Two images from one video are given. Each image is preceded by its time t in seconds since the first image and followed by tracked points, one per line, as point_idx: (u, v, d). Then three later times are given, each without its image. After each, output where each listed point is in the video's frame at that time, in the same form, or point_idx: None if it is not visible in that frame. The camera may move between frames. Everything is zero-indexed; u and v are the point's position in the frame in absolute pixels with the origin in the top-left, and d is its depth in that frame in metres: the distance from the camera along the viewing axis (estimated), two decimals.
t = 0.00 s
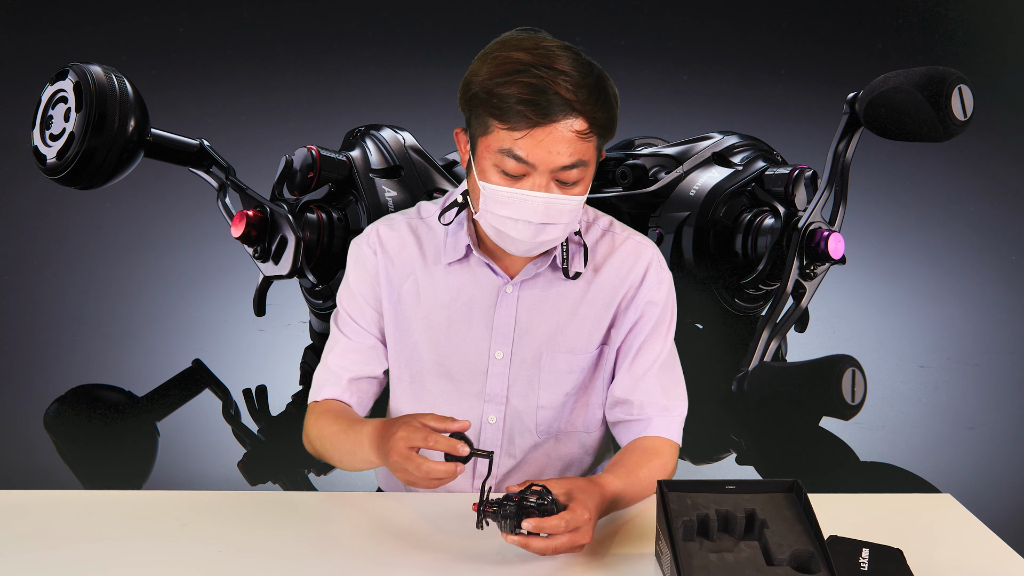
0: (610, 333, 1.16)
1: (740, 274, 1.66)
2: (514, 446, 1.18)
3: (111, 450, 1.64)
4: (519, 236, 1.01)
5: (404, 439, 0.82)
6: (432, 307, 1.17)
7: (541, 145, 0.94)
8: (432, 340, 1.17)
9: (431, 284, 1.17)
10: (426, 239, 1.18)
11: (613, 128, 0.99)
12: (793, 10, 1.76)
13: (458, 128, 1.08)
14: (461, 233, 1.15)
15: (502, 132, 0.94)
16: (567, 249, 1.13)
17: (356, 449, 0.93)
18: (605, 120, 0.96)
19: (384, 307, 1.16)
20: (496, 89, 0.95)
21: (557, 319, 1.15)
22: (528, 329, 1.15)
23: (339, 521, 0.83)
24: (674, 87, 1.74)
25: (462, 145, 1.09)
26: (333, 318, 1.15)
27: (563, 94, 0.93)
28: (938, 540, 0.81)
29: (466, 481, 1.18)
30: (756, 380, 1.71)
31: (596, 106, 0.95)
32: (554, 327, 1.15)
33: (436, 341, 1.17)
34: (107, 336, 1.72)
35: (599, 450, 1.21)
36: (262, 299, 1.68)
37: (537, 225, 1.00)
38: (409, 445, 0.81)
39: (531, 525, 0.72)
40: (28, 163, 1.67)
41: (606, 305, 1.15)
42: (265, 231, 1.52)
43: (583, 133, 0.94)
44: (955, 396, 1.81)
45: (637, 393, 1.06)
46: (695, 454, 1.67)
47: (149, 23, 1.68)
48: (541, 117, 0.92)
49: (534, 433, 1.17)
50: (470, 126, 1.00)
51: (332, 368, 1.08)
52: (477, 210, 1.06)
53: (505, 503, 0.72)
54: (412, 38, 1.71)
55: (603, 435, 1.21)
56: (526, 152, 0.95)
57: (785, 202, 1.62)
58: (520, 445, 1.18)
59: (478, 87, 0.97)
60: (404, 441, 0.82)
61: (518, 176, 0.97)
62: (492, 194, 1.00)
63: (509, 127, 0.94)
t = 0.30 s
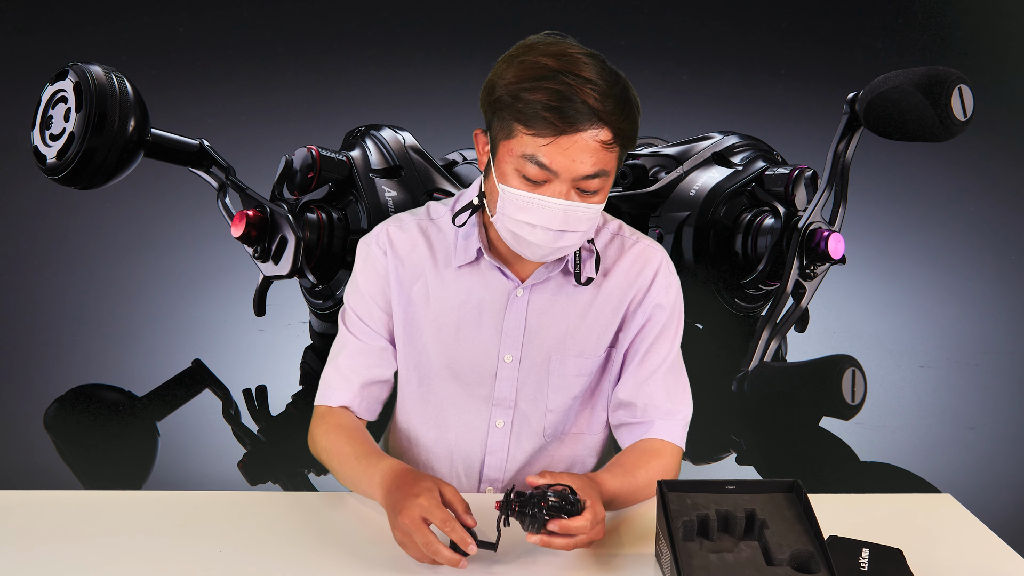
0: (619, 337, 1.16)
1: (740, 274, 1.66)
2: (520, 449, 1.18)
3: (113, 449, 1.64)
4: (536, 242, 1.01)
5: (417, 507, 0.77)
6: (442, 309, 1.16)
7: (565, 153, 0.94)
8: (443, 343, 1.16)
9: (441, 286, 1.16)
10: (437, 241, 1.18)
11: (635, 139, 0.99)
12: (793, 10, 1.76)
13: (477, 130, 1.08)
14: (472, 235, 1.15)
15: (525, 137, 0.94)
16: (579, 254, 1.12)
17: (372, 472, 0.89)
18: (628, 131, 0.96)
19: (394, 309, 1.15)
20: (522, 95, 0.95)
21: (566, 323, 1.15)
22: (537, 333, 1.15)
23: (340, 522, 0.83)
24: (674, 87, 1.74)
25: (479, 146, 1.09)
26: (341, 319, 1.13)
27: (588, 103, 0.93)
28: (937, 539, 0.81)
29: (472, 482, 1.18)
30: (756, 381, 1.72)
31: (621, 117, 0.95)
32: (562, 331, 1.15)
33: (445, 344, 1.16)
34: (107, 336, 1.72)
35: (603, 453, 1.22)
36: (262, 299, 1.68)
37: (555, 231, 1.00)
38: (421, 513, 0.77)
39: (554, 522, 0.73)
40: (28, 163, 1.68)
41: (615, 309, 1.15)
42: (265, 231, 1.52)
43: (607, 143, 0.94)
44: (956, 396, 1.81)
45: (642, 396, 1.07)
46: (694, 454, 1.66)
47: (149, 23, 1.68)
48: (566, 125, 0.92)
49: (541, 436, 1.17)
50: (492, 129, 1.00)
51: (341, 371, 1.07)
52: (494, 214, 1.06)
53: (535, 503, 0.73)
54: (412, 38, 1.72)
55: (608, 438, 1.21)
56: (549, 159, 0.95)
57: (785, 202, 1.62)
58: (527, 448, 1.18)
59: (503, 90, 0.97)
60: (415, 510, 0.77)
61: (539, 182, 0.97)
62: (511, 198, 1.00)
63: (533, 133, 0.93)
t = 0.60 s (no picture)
0: (617, 335, 1.16)
1: (740, 273, 1.66)
2: (519, 448, 1.18)
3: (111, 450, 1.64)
4: (539, 240, 1.02)
5: (417, 483, 0.80)
6: (442, 308, 1.16)
7: (571, 151, 0.94)
8: (442, 341, 1.16)
9: (441, 285, 1.16)
10: (437, 239, 1.18)
11: (642, 139, 0.99)
12: (793, 10, 1.76)
13: (483, 125, 1.08)
14: (473, 234, 1.15)
15: (534, 133, 0.95)
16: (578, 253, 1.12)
17: (383, 456, 0.91)
18: (635, 130, 0.97)
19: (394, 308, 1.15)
20: (531, 91, 0.95)
21: (564, 321, 1.15)
22: (536, 331, 1.15)
23: (341, 522, 0.82)
24: (674, 87, 1.74)
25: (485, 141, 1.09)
26: (342, 318, 1.13)
27: (597, 101, 0.94)
28: (936, 539, 0.81)
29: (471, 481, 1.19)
30: (756, 381, 1.74)
31: (628, 117, 0.95)
32: (561, 329, 1.15)
33: (445, 343, 1.16)
34: (107, 336, 1.71)
35: (601, 453, 1.21)
36: (262, 299, 1.68)
37: (559, 229, 1.00)
38: (419, 489, 0.79)
39: (551, 539, 0.73)
40: (28, 164, 1.68)
41: (613, 308, 1.15)
42: (265, 231, 1.52)
43: (614, 142, 0.95)
44: (955, 396, 1.81)
45: (640, 396, 1.07)
46: (694, 454, 1.66)
47: (149, 23, 1.68)
48: (574, 122, 0.92)
49: (539, 434, 1.17)
50: (499, 125, 1.00)
51: (343, 370, 1.07)
52: (498, 211, 1.06)
53: (530, 520, 0.73)
54: (412, 38, 1.72)
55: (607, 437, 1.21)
56: (556, 156, 0.95)
57: (785, 202, 1.62)
58: (526, 447, 1.18)
59: (512, 86, 0.97)
60: (415, 485, 0.80)
61: (546, 178, 0.98)
62: (516, 194, 1.01)
63: (541, 129, 0.94)
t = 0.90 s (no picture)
0: (614, 334, 1.16)
1: (740, 273, 1.66)
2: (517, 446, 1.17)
3: (111, 452, 1.64)
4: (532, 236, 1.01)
5: (485, 453, 0.81)
6: (442, 306, 1.16)
7: (560, 146, 0.94)
8: (440, 338, 1.16)
9: (441, 282, 1.16)
10: (438, 235, 1.18)
11: (631, 133, 0.99)
12: (793, 10, 1.76)
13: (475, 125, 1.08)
14: (471, 232, 1.15)
15: (523, 129, 0.95)
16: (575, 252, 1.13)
17: (424, 439, 0.90)
18: (625, 125, 0.96)
19: (397, 303, 1.15)
20: (520, 88, 0.95)
21: (563, 319, 1.15)
22: (535, 330, 1.15)
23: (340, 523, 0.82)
24: (674, 87, 1.74)
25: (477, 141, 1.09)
26: (351, 313, 1.13)
27: (586, 96, 0.94)
28: (937, 539, 0.81)
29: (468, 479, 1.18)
30: (756, 380, 1.73)
31: (617, 111, 0.95)
32: (559, 328, 1.15)
33: (444, 340, 1.16)
34: (107, 336, 1.71)
35: (599, 451, 1.21)
36: (262, 299, 1.68)
37: (551, 224, 1.00)
38: (488, 456, 0.80)
39: (543, 542, 0.72)
40: (28, 164, 1.68)
41: (611, 307, 1.16)
42: (265, 231, 1.52)
43: (604, 137, 0.95)
44: (954, 397, 1.81)
45: (640, 395, 1.07)
46: (694, 454, 1.68)
47: (149, 23, 1.68)
48: (563, 117, 0.92)
49: (537, 433, 1.17)
50: (489, 124, 1.01)
51: (359, 364, 1.07)
52: (491, 209, 1.06)
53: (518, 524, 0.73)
54: (413, 38, 1.72)
55: (604, 437, 1.21)
56: (546, 151, 0.95)
57: (785, 202, 1.62)
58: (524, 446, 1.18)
59: (500, 84, 0.97)
60: (483, 454, 0.81)
61: (536, 175, 0.97)
62: (508, 191, 1.01)
63: (530, 125, 0.94)
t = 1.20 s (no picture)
0: (616, 334, 1.16)
1: (740, 274, 1.66)
2: (519, 447, 1.17)
3: (112, 452, 1.62)
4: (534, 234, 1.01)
5: (486, 475, 0.80)
6: (444, 306, 1.16)
7: (560, 142, 0.94)
8: (443, 339, 1.16)
9: (443, 283, 1.16)
10: (440, 236, 1.18)
11: (630, 128, 0.99)
12: (793, 10, 1.76)
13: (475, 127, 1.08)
14: (472, 233, 1.15)
15: (523, 127, 0.95)
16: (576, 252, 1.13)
17: (428, 452, 0.90)
18: (624, 120, 0.96)
19: (400, 304, 1.14)
20: (519, 85, 0.95)
21: (564, 319, 1.15)
22: (537, 330, 1.15)
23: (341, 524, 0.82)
24: (674, 87, 1.74)
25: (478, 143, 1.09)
26: (355, 314, 1.13)
27: (585, 91, 0.94)
28: (937, 540, 0.81)
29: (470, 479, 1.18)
30: (756, 381, 1.73)
31: (616, 106, 0.95)
32: (561, 328, 1.15)
33: (447, 341, 1.16)
34: (107, 336, 1.71)
35: (601, 451, 1.21)
36: (262, 299, 1.68)
37: (553, 221, 1.00)
38: (490, 478, 0.79)
39: (534, 539, 0.73)
40: (28, 164, 1.68)
41: (613, 306, 1.16)
42: (265, 231, 1.52)
43: (604, 132, 0.95)
44: (954, 397, 1.81)
45: (642, 395, 1.07)
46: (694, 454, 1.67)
47: (149, 23, 1.68)
48: (563, 113, 0.92)
49: (539, 433, 1.17)
50: (489, 124, 1.01)
51: (363, 363, 1.07)
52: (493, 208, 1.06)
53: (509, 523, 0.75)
54: (413, 38, 1.72)
55: (606, 437, 1.21)
56: (545, 147, 0.95)
57: (785, 202, 1.62)
58: (526, 446, 1.18)
59: (499, 82, 0.98)
60: (484, 477, 0.80)
61: (538, 171, 0.97)
62: (509, 189, 1.00)
63: (529, 123, 0.94)
